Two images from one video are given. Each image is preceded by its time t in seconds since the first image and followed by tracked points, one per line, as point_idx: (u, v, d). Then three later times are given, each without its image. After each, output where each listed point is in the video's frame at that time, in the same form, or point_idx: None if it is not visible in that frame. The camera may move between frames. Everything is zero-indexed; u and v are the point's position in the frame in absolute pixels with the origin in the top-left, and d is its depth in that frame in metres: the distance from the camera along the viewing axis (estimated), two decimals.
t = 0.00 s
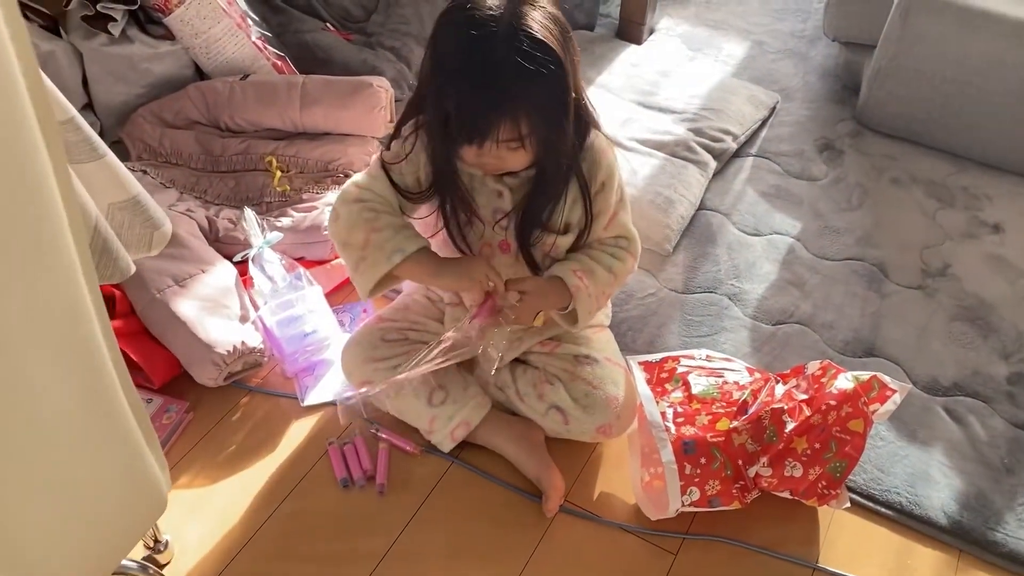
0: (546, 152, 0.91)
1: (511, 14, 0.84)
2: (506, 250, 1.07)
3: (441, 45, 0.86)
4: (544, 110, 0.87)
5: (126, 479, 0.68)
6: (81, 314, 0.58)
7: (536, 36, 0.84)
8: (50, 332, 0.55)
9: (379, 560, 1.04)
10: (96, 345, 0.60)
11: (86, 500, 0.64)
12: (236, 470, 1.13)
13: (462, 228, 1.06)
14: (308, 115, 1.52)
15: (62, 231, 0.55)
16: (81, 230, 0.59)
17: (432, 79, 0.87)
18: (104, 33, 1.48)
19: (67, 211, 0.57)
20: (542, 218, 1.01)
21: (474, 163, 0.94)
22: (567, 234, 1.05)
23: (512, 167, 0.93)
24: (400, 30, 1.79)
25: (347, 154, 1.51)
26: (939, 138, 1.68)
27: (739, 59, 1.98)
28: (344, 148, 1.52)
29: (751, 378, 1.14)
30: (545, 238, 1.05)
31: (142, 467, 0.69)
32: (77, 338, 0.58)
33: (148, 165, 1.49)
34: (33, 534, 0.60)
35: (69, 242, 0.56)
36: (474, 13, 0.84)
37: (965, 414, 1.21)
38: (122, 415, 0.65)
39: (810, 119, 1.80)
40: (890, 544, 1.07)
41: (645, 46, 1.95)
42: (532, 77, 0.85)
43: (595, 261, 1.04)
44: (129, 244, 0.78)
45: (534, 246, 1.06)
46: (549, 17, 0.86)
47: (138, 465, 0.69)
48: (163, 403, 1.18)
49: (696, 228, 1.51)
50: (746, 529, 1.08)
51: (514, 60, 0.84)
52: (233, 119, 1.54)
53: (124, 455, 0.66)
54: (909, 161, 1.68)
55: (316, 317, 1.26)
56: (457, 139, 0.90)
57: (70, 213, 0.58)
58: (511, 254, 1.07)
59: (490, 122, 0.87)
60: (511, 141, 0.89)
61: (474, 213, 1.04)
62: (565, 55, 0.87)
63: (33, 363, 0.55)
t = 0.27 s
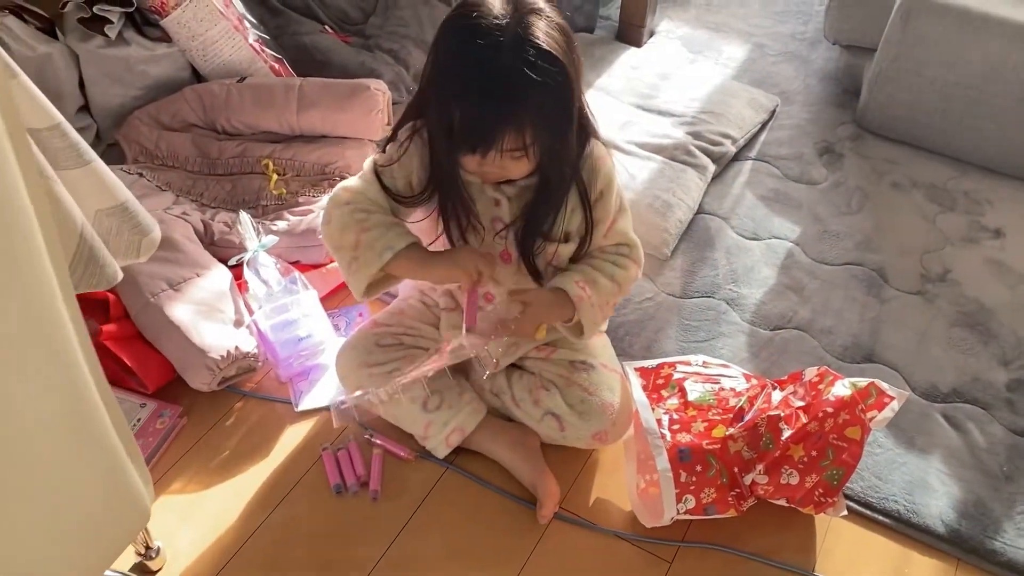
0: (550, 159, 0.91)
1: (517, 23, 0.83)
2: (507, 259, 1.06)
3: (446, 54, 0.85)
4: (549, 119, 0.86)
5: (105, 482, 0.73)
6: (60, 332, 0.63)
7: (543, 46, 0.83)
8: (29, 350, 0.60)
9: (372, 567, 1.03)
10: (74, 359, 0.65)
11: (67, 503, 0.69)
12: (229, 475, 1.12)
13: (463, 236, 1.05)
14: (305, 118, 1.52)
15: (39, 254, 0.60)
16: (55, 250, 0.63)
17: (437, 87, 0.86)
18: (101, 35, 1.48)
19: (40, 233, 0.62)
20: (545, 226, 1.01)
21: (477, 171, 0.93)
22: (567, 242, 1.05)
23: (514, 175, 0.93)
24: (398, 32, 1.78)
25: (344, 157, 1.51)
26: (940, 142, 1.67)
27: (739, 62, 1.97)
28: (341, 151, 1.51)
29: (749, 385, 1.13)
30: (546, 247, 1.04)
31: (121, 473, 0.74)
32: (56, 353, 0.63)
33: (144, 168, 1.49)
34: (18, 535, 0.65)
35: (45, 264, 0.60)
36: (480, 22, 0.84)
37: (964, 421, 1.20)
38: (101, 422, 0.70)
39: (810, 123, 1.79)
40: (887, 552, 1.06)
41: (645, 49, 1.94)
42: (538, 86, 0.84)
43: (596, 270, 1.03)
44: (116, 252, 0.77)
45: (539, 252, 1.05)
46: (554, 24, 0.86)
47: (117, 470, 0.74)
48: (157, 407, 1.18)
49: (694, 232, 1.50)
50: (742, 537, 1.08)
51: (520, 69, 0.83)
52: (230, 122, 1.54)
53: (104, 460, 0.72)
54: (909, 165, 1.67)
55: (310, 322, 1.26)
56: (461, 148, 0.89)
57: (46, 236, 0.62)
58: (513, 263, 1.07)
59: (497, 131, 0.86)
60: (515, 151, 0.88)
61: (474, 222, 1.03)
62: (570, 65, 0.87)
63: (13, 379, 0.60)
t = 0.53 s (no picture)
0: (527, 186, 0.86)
1: (498, 44, 0.79)
2: (483, 272, 1.01)
3: (427, 65, 0.82)
4: (521, 147, 0.82)
5: (68, 496, 0.73)
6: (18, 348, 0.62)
7: (522, 68, 0.79)
8: None
9: None
10: (33, 375, 0.65)
11: (27, 518, 0.69)
12: (214, 481, 1.12)
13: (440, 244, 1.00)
14: (296, 121, 1.51)
15: None
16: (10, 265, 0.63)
17: (415, 98, 0.84)
18: (91, 37, 1.47)
19: None
20: (528, 245, 0.96)
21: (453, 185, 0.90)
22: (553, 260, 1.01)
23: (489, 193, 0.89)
24: (392, 35, 1.77)
25: (336, 160, 1.51)
26: (936, 147, 1.66)
27: (736, 65, 1.96)
28: (332, 155, 1.51)
29: (737, 392, 1.12)
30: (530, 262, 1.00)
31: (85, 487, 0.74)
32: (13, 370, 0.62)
33: (135, 171, 1.48)
34: None
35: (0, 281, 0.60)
36: (461, 39, 0.80)
37: (956, 429, 1.19)
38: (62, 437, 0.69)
39: (806, 126, 1.78)
40: (877, 562, 1.05)
41: (641, 51, 1.93)
42: (512, 112, 0.80)
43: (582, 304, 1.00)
44: (93, 259, 0.78)
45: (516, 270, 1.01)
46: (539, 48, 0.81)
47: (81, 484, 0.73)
48: (143, 412, 1.18)
49: (687, 237, 1.49)
50: (730, 547, 1.07)
51: (493, 92, 0.79)
52: (221, 126, 1.53)
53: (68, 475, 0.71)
54: (906, 169, 1.65)
55: (298, 326, 1.25)
56: (435, 163, 0.86)
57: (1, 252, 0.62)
58: (488, 277, 1.01)
59: (465, 150, 0.82)
60: (486, 171, 0.84)
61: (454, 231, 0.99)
62: (554, 93, 0.82)
63: None
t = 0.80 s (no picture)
0: (489, 211, 0.84)
1: (463, 64, 0.79)
2: (467, 285, 1.04)
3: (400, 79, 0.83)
4: (478, 171, 0.81)
5: (39, 501, 0.69)
6: None
7: (486, 92, 0.78)
8: None
9: None
10: None
11: None
12: (204, 483, 1.11)
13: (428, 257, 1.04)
14: (291, 121, 1.51)
15: None
16: None
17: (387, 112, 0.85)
18: (87, 38, 1.47)
19: None
20: (502, 268, 0.95)
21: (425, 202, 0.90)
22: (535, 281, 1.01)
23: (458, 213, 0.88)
24: (390, 36, 1.77)
25: (331, 161, 1.50)
26: (936, 149, 1.65)
27: (736, 66, 1.95)
28: (328, 155, 1.50)
29: (729, 397, 1.11)
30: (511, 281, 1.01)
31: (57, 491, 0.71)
32: None
33: (130, 171, 1.47)
34: None
35: None
36: (430, 56, 0.80)
37: (952, 434, 1.18)
38: (31, 440, 0.66)
39: (805, 128, 1.77)
40: (870, 569, 1.04)
41: (640, 52, 1.92)
42: (470, 134, 0.79)
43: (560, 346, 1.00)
44: (76, 261, 0.79)
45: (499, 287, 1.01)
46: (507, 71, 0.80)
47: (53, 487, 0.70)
48: (134, 413, 1.17)
49: (684, 239, 1.49)
50: (722, 552, 1.06)
51: (452, 111, 0.79)
52: (217, 126, 1.53)
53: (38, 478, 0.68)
54: (905, 172, 1.64)
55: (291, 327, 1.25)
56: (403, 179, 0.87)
57: None
58: (471, 290, 1.04)
59: (424, 166, 0.83)
60: (446, 189, 0.84)
61: (438, 245, 1.02)
62: (521, 118, 0.81)
63: None
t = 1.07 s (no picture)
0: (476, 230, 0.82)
1: (453, 78, 0.76)
2: (465, 299, 1.02)
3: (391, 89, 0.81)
4: (463, 189, 0.78)
5: (30, 494, 0.68)
6: None
7: (474, 107, 0.76)
8: None
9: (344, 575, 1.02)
10: None
11: None
12: (206, 476, 1.11)
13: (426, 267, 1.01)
14: (295, 117, 1.50)
15: None
16: None
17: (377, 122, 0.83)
18: (92, 31, 1.47)
19: None
20: (498, 286, 0.92)
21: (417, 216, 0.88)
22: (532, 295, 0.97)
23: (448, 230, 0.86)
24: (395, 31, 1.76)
25: (335, 156, 1.49)
26: (945, 147, 1.63)
27: (743, 63, 1.94)
28: (332, 150, 1.50)
29: (733, 395, 1.10)
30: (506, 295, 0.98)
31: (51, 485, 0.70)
32: None
33: (134, 165, 1.47)
34: None
35: None
36: (421, 67, 0.78)
37: (958, 434, 1.17)
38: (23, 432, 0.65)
39: (813, 126, 1.75)
40: (874, 569, 1.03)
41: (647, 49, 1.91)
42: (457, 151, 0.77)
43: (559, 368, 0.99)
44: (74, 253, 0.79)
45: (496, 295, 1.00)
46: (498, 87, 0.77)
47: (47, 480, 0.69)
48: (136, 407, 1.17)
49: (690, 236, 1.48)
50: (725, 551, 1.05)
51: (438, 126, 0.77)
52: (222, 121, 1.53)
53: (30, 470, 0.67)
54: (913, 170, 1.63)
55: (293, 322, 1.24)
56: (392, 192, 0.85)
57: None
58: (470, 304, 1.02)
59: (409, 179, 0.81)
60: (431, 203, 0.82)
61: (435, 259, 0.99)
62: (511, 136, 0.78)
63: None
